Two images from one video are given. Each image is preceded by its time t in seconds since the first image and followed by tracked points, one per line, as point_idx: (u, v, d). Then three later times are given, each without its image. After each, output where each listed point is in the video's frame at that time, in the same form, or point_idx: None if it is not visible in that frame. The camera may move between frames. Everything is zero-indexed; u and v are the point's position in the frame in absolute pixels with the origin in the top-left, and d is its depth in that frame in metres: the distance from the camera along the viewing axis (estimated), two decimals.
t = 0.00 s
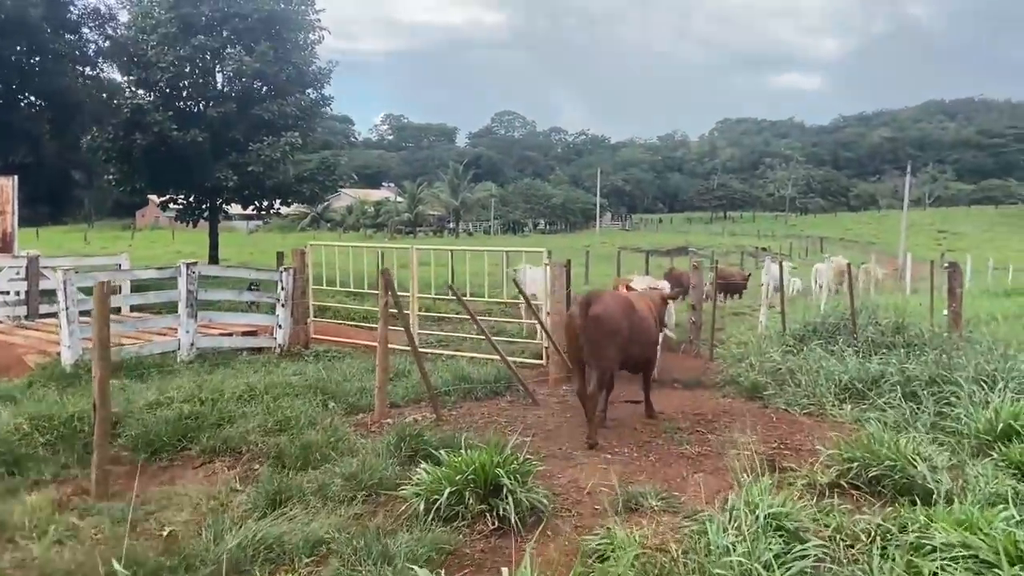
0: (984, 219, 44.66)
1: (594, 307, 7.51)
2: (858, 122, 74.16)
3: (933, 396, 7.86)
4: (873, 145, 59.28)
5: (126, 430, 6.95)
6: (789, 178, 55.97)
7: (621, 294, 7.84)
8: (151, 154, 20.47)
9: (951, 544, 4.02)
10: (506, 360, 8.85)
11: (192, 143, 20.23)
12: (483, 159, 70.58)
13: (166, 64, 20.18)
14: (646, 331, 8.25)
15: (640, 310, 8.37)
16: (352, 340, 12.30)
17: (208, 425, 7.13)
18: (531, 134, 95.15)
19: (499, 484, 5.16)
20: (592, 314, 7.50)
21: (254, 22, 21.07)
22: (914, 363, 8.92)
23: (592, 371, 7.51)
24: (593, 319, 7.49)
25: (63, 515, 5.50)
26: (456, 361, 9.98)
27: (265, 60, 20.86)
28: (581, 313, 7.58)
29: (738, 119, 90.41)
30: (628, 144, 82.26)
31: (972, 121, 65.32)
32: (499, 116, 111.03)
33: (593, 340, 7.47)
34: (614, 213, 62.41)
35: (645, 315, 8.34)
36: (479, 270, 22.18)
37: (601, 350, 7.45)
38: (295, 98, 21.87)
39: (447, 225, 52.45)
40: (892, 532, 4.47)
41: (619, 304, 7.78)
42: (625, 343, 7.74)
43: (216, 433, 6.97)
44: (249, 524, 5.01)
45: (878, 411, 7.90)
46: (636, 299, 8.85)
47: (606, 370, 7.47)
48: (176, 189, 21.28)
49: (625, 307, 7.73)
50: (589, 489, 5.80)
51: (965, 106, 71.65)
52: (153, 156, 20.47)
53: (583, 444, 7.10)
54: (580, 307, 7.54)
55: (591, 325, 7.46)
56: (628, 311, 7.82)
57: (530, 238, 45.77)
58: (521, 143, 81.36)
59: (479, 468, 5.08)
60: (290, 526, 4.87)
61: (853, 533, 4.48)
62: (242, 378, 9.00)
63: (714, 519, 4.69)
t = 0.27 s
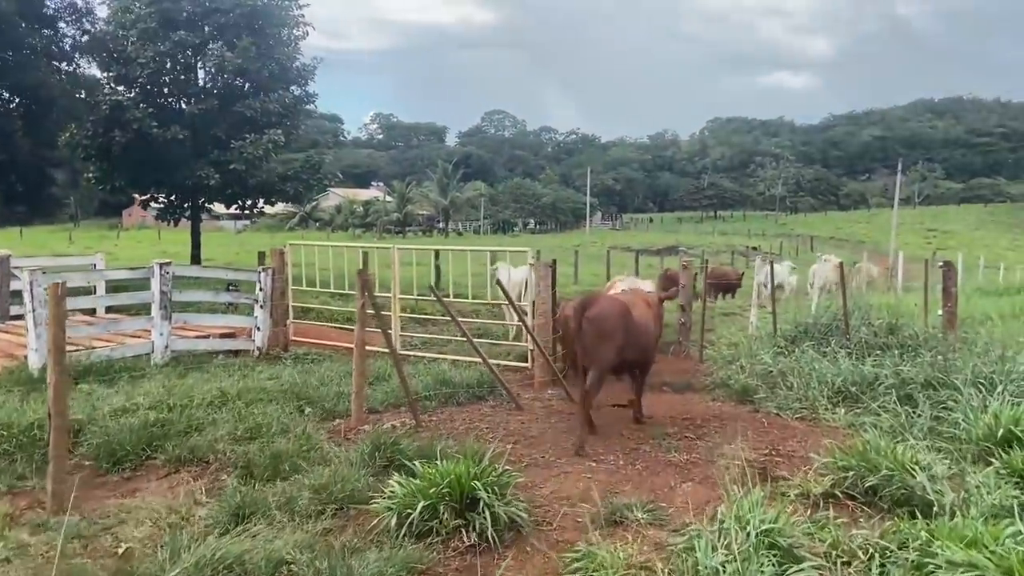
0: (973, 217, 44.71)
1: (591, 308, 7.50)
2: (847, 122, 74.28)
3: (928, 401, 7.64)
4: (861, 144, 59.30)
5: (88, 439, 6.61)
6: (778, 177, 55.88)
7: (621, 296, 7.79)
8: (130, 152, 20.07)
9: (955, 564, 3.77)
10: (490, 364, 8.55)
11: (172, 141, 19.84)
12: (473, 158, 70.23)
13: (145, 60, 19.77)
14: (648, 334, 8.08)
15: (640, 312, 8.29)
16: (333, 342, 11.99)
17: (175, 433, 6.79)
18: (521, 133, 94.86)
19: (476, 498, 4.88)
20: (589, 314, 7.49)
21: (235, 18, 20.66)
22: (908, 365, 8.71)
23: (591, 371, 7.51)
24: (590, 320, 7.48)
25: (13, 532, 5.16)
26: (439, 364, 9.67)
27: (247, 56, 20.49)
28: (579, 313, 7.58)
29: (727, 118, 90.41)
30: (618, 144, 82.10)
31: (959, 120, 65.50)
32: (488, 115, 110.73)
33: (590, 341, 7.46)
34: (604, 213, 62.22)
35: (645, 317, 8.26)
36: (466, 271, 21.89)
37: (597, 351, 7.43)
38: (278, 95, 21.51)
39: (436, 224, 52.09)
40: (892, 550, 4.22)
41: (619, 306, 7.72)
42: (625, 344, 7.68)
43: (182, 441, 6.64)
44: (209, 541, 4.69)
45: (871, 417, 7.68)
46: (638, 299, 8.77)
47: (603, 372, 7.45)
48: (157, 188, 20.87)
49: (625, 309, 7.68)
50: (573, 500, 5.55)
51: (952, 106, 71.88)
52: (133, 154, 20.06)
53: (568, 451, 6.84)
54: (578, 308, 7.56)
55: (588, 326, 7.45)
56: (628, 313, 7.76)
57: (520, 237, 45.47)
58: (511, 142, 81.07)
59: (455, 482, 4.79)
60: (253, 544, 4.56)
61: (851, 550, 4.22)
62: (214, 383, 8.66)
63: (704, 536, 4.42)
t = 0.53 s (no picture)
0: (967, 215, 44.66)
1: (599, 301, 7.55)
2: (841, 120, 74.21)
3: (928, 404, 7.43)
4: (855, 142, 59.23)
5: (55, 446, 6.32)
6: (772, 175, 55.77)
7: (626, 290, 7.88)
8: (116, 149, 19.75)
9: None
10: (477, 366, 8.30)
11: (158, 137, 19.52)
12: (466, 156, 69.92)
13: (131, 55, 19.45)
14: (651, 327, 8.14)
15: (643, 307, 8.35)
16: (319, 342, 11.73)
17: (147, 439, 6.51)
18: (515, 131, 94.56)
19: (456, 510, 4.63)
20: (596, 307, 7.55)
21: (222, 12, 20.35)
22: (907, 366, 8.51)
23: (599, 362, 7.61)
24: (597, 312, 7.53)
25: None
26: (425, 366, 9.42)
27: (234, 51, 20.20)
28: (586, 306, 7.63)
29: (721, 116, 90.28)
30: (612, 142, 81.88)
31: (953, 118, 65.48)
32: (482, 113, 110.39)
33: (598, 334, 7.52)
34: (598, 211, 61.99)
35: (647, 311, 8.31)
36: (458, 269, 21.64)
37: (607, 343, 7.51)
38: (266, 90, 21.22)
39: (430, 222, 51.76)
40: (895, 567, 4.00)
41: (625, 299, 7.81)
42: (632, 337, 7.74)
43: (154, 447, 6.36)
44: (174, 556, 4.42)
45: (869, 422, 7.47)
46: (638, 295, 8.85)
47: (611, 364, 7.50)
48: (144, 185, 20.54)
49: (630, 302, 7.77)
50: (560, 510, 5.32)
51: (945, 103, 71.89)
52: (119, 151, 19.73)
53: (555, 457, 6.60)
54: (585, 301, 7.61)
55: (596, 319, 7.50)
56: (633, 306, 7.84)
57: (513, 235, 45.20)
58: (505, 140, 80.79)
59: (434, 493, 4.55)
60: (220, 559, 4.30)
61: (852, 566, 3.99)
62: (192, 386, 8.40)
63: (697, 553, 4.19)
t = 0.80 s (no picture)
0: (963, 211, 44.51)
1: (614, 310, 7.48)
2: (838, 116, 74.06)
3: (931, 407, 7.22)
4: (852, 138, 59.07)
5: (25, 453, 6.05)
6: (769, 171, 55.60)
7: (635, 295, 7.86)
8: (104, 143, 19.46)
9: None
10: (466, 366, 8.05)
11: (147, 131, 19.21)
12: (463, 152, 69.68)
13: (119, 48, 19.13)
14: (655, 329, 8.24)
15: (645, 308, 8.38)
16: (307, 341, 11.48)
17: (121, 444, 6.25)
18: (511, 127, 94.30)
19: (439, 523, 4.39)
20: (611, 317, 7.48)
21: (211, 4, 20.09)
22: (909, 367, 8.29)
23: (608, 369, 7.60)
24: (611, 321, 7.47)
25: None
26: (414, 366, 9.17)
27: (225, 44, 19.90)
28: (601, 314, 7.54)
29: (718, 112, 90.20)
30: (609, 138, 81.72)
31: (950, 115, 65.33)
32: (479, 109, 110.03)
33: (611, 342, 7.47)
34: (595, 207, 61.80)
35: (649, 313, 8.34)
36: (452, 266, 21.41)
37: (619, 352, 7.49)
38: (257, 84, 20.92)
39: (426, 218, 51.52)
40: None
41: (634, 304, 7.81)
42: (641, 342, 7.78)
43: (128, 453, 6.09)
44: None
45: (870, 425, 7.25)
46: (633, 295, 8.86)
47: (625, 372, 7.51)
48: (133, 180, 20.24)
49: (639, 308, 7.79)
50: (551, 521, 5.09)
51: (942, 100, 71.74)
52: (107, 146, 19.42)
53: (547, 463, 6.37)
54: (599, 308, 7.51)
55: (610, 328, 7.44)
56: (640, 310, 7.86)
57: (510, 232, 45.00)
58: (502, 136, 80.50)
59: (415, 506, 4.30)
60: None
61: None
62: (173, 387, 8.13)
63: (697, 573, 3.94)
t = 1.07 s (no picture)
0: (964, 206, 44.19)
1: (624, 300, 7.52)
2: (838, 110, 73.69)
3: (941, 408, 6.95)
4: (853, 132, 58.72)
5: None
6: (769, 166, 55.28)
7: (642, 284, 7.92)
8: (95, 136, 19.09)
9: None
10: (458, 364, 7.77)
11: (138, 123, 18.88)
12: (462, 146, 69.35)
13: (109, 39, 18.80)
14: (666, 319, 8.21)
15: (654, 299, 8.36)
16: (298, 338, 11.20)
17: (95, 447, 5.96)
18: (511, 121, 93.95)
19: (423, 535, 4.13)
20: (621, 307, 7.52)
21: None
22: (916, 365, 8.02)
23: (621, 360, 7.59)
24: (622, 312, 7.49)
25: None
26: (406, 364, 8.90)
27: (217, 35, 19.58)
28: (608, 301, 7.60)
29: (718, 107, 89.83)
30: (609, 133, 81.37)
31: (951, 109, 64.94)
32: (478, 103, 109.64)
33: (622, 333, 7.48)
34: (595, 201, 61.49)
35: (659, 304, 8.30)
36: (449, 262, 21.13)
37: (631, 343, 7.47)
38: (250, 76, 20.60)
39: (425, 213, 51.21)
40: None
41: (642, 292, 7.85)
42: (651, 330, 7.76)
43: (101, 456, 5.80)
44: None
45: (876, 427, 6.99)
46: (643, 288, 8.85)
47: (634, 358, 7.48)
48: (125, 174, 19.91)
49: (648, 295, 7.80)
50: (543, 530, 4.83)
51: (943, 94, 71.36)
52: (97, 138, 19.09)
53: (540, 466, 6.10)
54: (609, 299, 7.57)
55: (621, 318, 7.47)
56: (649, 298, 7.88)
57: (509, 226, 44.72)
58: (501, 130, 80.11)
59: (396, 517, 4.04)
60: None
61: None
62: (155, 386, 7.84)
63: None
